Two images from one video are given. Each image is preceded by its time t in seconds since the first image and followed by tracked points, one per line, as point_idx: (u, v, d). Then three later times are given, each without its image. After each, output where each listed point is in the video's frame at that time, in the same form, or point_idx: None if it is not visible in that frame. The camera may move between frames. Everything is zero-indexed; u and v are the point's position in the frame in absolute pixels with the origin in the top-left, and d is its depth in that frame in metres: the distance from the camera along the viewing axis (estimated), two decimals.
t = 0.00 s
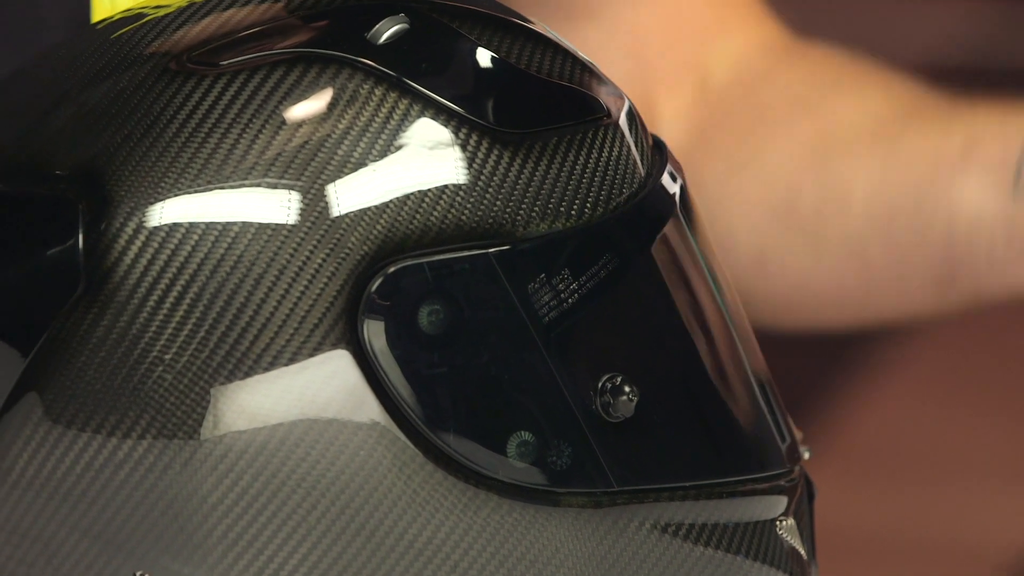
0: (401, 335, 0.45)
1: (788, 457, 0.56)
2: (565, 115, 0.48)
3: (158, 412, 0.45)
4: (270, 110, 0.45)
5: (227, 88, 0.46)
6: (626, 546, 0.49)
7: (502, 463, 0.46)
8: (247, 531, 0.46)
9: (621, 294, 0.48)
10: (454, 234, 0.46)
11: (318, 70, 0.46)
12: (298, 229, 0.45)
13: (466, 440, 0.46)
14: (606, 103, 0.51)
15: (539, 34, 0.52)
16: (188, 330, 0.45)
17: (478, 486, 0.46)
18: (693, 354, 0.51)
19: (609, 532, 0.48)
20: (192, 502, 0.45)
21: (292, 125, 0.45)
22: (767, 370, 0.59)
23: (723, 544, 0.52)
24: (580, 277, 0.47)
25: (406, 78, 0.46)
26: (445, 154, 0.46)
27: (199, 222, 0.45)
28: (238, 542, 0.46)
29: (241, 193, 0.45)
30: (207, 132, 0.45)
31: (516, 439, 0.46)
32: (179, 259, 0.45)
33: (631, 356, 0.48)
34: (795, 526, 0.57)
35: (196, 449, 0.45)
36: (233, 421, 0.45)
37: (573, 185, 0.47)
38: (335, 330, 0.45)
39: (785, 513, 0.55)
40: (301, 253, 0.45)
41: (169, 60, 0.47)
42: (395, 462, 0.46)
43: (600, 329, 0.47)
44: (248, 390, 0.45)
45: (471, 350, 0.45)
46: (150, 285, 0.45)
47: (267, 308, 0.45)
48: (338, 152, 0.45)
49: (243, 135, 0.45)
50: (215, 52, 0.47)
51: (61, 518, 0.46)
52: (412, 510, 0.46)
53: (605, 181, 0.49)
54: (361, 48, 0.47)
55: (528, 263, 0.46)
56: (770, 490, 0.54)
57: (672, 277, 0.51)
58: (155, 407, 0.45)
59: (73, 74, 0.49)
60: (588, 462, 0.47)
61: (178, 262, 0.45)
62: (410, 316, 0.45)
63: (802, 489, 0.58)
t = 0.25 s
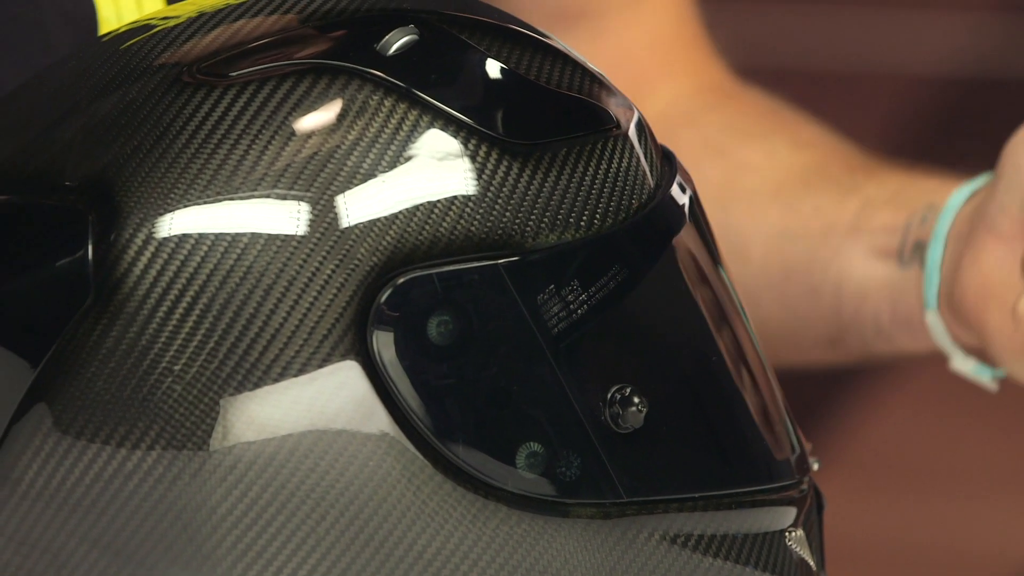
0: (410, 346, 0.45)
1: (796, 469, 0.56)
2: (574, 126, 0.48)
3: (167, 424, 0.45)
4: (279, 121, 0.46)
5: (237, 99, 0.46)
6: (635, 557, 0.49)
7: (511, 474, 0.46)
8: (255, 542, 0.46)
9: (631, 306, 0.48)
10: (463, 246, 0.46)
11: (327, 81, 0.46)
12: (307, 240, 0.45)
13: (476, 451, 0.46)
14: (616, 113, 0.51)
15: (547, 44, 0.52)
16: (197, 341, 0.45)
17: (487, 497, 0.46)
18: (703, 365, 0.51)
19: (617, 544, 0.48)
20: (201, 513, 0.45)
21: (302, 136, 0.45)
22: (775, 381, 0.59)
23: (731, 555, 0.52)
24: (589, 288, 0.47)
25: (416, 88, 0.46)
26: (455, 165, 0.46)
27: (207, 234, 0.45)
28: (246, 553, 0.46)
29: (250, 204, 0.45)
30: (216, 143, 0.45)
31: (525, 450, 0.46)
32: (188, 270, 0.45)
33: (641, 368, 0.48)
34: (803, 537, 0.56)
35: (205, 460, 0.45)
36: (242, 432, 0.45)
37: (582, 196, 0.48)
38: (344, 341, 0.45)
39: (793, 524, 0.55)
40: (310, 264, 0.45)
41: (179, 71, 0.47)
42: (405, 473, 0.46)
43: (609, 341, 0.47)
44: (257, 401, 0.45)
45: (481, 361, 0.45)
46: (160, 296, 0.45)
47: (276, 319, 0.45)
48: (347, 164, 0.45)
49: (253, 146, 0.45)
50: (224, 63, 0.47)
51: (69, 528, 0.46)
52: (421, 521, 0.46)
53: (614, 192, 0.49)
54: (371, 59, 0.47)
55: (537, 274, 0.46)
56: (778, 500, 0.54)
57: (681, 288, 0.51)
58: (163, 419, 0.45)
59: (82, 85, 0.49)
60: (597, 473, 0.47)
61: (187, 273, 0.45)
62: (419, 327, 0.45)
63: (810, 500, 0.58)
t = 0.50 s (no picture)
0: (419, 357, 0.45)
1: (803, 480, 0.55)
2: (582, 136, 0.48)
3: (175, 434, 0.45)
4: (287, 132, 0.46)
5: (245, 109, 0.46)
6: (642, 568, 0.49)
7: (519, 484, 0.46)
8: (263, 552, 0.46)
9: (638, 317, 0.48)
10: (471, 256, 0.46)
11: (335, 92, 0.46)
12: (315, 251, 0.45)
13: (483, 462, 0.46)
14: (624, 124, 0.51)
15: (555, 54, 0.52)
16: (205, 352, 0.45)
17: (495, 507, 0.46)
18: (713, 378, 0.51)
19: (625, 554, 0.48)
20: (209, 523, 0.45)
21: (310, 147, 0.45)
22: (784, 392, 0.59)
23: (739, 565, 0.52)
24: (597, 298, 0.47)
25: (424, 99, 0.46)
26: (462, 176, 0.46)
27: (215, 244, 0.45)
28: (255, 564, 0.46)
29: (258, 215, 0.45)
30: (224, 153, 0.45)
31: (533, 460, 0.46)
32: (196, 281, 0.45)
33: (649, 378, 0.48)
34: (812, 547, 0.56)
35: (214, 470, 0.45)
36: (250, 443, 0.45)
37: (590, 206, 0.48)
38: (352, 351, 0.45)
39: (801, 535, 0.55)
40: (318, 274, 0.45)
41: (187, 81, 0.47)
42: (412, 483, 0.46)
43: (617, 351, 0.47)
44: (265, 411, 0.45)
45: (488, 372, 0.45)
46: (168, 306, 0.45)
47: (283, 329, 0.45)
48: (355, 174, 0.45)
49: (261, 156, 0.45)
50: (233, 73, 0.47)
51: (77, 539, 0.46)
52: (428, 531, 0.46)
53: (622, 202, 0.49)
54: (379, 70, 0.47)
55: (546, 285, 0.46)
56: (785, 512, 0.54)
57: (689, 298, 0.51)
58: (171, 430, 0.45)
59: (91, 96, 0.49)
60: (605, 484, 0.47)
61: (195, 284, 0.45)
62: (427, 337, 0.45)
63: (818, 511, 0.58)
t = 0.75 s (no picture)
0: (427, 367, 0.45)
1: (812, 490, 0.55)
2: (590, 146, 0.48)
3: (184, 444, 0.45)
4: (296, 141, 0.46)
5: (254, 118, 0.46)
6: None
7: (527, 494, 0.46)
8: (271, 561, 0.46)
9: (646, 327, 0.48)
10: (480, 266, 0.46)
11: (344, 102, 0.46)
12: (324, 261, 0.45)
13: (491, 472, 0.46)
14: (631, 135, 0.51)
15: (563, 64, 0.52)
16: (215, 361, 0.45)
17: (504, 517, 0.47)
18: (722, 388, 0.51)
19: (632, 564, 0.48)
20: (218, 532, 0.46)
21: (318, 157, 0.45)
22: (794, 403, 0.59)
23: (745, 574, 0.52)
24: (605, 308, 0.47)
25: (432, 109, 0.46)
26: (471, 186, 0.46)
27: (224, 254, 0.45)
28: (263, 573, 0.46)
29: (266, 225, 0.45)
30: (233, 163, 0.45)
31: (542, 471, 0.46)
32: (205, 291, 0.45)
33: (658, 389, 0.48)
34: (820, 557, 0.56)
35: (223, 480, 0.45)
36: (259, 453, 0.45)
37: (598, 216, 0.48)
38: (361, 362, 0.45)
39: (810, 546, 0.54)
40: (327, 285, 0.45)
41: (196, 91, 0.47)
42: (421, 493, 0.46)
43: (626, 362, 0.47)
44: (274, 422, 0.45)
45: (496, 383, 0.45)
46: (177, 316, 0.45)
47: (292, 339, 0.45)
48: (363, 185, 0.45)
49: (270, 167, 0.45)
50: (242, 83, 0.47)
51: (86, 549, 0.47)
52: (436, 541, 0.46)
53: (630, 212, 0.49)
54: (388, 80, 0.47)
55: (554, 295, 0.46)
56: (794, 522, 0.53)
57: (697, 307, 0.51)
58: (180, 440, 0.45)
59: (102, 105, 0.49)
60: (613, 494, 0.47)
61: (203, 295, 0.45)
62: (436, 348, 0.45)
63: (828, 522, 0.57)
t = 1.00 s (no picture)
0: (437, 377, 0.45)
1: (823, 500, 0.55)
2: (599, 156, 0.48)
3: (194, 454, 0.45)
4: (306, 152, 0.46)
5: (264, 129, 0.46)
6: None
7: (537, 504, 0.46)
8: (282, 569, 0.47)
9: (656, 337, 0.48)
10: (490, 276, 0.46)
11: (354, 112, 0.46)
12: (334, 272, 0.45)
13: (501, 482, 0.46)
14: (641, 145, 0.52)
15: (572, 74, 0.52)
16: (224, 372, 0.45)
17: (514, 527, 0.47)
18: (732, 398, 0.51)
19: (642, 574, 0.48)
20: (229, 541, 0.46)
21: (328, 167, 0.45)
22: (804, 414, 0.58)
23: None
24: (615, 318, 0.47)
25: (442, 119, 0.46)
26: (481, 196, 0.46)
27: (234, 264, 0.45)
28: None
29: (277, 235, 0.45)
30: (244, 173, 0.45)
31: (551, 480, 0.46)
32: (215, 301, 0.45)
33: (668, 399, 0.48)
34: (829, 567, 0.55)
35: (233, 490, 0.45)
36: (270, 463, 0.45)
37: (608, 226, 0.48)
38: (370, 372, 0.45)
39: (819, 555, 0.53)
40: (337, 295, 0.45)
41: (207, 101, 0.47)
42: (430, 503, 0.46)
43: (635, 372, 0.47)
44: (284, 431, 0.45)
45: (506, 393, 0.45)
46: (187, 326, 0.45)
47: (302, 350, 0.45)
48: (373, 195, 0.45)
49: (280, 177, 0.45)
50: (253, 93, 0.47)
51: (97, 558, 0.47)
52: (446, 550, 0.46)
53: (640, 222, 0.49)
54: (398, 90, 0.47)
55: (564, 305, 0.46)
56: (803, 532, 0.53)
57: (705, 316, 0.51)
58: (190, 450, 0.45)
59: (113, 115, 0.49)
60: (623, 504, 0.47)
61: (213, 305, 0.45)
62: (446, 358, 0.45)
63: (837, 531, 0.56)
